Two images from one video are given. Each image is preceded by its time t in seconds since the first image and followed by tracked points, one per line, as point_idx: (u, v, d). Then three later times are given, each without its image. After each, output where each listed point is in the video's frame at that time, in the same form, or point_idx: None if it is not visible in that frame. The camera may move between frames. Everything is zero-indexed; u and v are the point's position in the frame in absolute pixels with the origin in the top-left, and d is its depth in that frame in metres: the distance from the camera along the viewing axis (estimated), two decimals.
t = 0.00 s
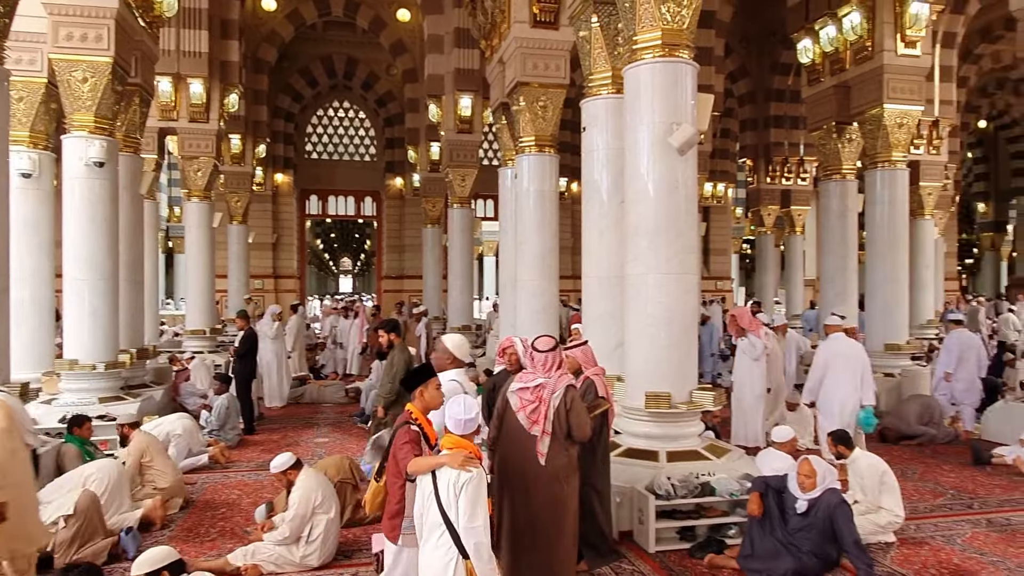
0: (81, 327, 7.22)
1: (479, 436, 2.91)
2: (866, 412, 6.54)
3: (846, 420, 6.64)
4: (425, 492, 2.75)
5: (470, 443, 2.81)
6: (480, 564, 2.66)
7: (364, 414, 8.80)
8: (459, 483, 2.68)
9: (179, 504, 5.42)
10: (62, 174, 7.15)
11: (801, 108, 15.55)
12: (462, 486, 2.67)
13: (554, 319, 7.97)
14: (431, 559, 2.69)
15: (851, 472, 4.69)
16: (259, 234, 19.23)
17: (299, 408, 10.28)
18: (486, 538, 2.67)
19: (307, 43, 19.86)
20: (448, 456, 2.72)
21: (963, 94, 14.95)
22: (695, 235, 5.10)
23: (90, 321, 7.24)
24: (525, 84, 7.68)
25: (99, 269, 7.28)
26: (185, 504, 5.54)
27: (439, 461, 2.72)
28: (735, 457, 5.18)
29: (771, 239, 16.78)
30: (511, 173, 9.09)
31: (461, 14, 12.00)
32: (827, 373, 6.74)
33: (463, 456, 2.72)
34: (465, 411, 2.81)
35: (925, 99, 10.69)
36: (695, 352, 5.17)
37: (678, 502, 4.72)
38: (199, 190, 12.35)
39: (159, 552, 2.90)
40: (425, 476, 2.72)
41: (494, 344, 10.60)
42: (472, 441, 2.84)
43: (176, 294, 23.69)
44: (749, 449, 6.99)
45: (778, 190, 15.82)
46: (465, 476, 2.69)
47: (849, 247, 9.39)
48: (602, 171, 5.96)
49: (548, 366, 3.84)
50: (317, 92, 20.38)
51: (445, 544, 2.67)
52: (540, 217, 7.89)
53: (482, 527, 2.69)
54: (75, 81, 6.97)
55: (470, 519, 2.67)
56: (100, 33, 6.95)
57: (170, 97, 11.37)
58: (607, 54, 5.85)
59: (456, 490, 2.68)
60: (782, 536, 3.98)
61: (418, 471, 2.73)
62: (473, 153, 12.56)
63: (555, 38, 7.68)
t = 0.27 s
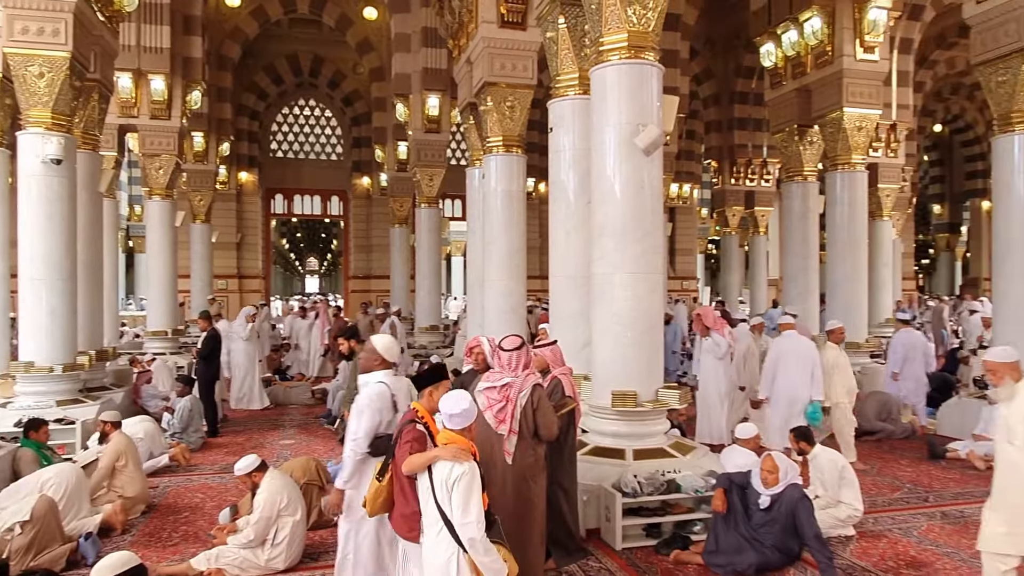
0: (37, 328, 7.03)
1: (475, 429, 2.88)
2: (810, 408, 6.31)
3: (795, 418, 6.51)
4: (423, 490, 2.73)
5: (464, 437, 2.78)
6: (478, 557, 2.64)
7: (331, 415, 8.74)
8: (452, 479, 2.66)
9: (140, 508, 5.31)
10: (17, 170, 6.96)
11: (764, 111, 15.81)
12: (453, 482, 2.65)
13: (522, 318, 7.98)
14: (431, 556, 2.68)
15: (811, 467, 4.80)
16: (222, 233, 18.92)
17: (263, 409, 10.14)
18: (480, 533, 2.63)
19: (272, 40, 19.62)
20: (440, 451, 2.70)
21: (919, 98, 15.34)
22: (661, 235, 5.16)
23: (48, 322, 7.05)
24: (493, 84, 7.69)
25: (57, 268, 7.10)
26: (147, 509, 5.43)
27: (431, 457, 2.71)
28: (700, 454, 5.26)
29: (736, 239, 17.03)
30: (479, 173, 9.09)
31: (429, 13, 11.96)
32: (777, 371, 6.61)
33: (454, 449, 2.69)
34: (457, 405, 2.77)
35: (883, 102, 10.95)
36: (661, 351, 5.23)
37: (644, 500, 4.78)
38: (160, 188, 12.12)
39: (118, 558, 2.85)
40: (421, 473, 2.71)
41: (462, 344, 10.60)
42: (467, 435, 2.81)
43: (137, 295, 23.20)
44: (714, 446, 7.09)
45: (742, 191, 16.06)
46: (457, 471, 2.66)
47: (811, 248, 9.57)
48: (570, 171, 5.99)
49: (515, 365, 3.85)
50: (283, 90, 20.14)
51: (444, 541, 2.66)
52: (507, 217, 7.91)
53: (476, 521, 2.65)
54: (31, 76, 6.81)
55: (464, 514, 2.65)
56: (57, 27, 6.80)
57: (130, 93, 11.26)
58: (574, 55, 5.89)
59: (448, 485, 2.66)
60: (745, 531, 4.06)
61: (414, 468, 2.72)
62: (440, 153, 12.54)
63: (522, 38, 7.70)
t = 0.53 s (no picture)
0: None
1: (485, 436, 2.83)
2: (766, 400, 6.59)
3: (749, 414, 6.78)
4: (434, 498, 2.70)
5: (473, 443, 2.73)
6: (484, 564, 2.57)
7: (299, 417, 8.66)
8: (458, 485, 2.60)
9: (103, 514, 5.20)
10: None
11: (730, 113, 16.04)
12: (459, 488, 2.59)
13: (491, 318, 8.00)
14: (441, 563, 2.65)
15: (776, 463, 4.89)
16: (187, 233, 18.60)
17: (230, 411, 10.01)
18: (486, 540, 2.56)
19: (238, 37, 19.34)
20: (449, 457, 2.65)
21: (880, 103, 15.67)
22: (629, 235, 5.21)
23: (5, 323, 6.88)
24: (462, 83, 7.68)
25: (15, 269, 6.93)
26: (110, 514, 5.32)
27: (440, 463, 2.66)
28: (668, 452, 5.32)
29: (703, 239, 17.24)
30: (448, 172, 9.08)
31: (398, 12, 11.90)
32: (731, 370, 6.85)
33: (463, 455, 2.64)
34: (465, 409, 2.73)
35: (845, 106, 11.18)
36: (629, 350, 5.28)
37: (612, 498, 4.83)
38: (122, 187, 11.88)
39: (80, 563, 2.83)
40: (430, 480, 2.67)
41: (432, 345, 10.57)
42: (475, 440, 2.77)
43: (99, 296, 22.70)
44: (682, 444, 7.18)
45: (709, 192, 16.27)
46: (463, 476, 2.61)
47: (775, 248, 9.73)
48: (539, 172, 6.01)
49: (483, 364, 3.86)
50: (249, 88, 19.86)
51: (452, 547, 2.61)
52: (477, 217, 7.91)
53: (483, 527, 2.58)
54: None
55: (470, 520, 2.59)
56: (14, 21, 6.64)
57: (92, 90, 11.01)
58: (543, 56, 5.91)
59: (454, 492, 2.61)
60: (712, 527, 4.11)
61: (424, 474, 2.68)
62: (409, 152, 12.50)
63: (492, 38, 7.71)
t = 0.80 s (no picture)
0: None
1: (505, 435, 2.78)
2: (728, 398, 7.10)
3: (713, 413, 7.22)
4: (454, 499, 2.68)
5: (492, 442, 2.67)
6: (500, 567, 2.53)
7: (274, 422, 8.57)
8: (477, 484, 2.55)
9: (72, 522, 5.10)
10: None
11: (704, 117, 16.20)
12: (478, 489, 2.54)
13: (468, 321, 7.99)
14: (459, 561, 2.66)
15: (751, 463, 4.95)
16: (159, 235, 18.33)
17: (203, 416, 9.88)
18: (504, 541, 2.52)
19: (211, 38, 19.12)
20: (468, 457, 2.61)
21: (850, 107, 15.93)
22: (604, 238, 5.25)
23: None
24: (438, 86, 7.69)
25: None
26: (79, 522, 5.22)
27: (458, 463, 2.63)
28: (643, 453, 5.35)
29: (678, 242, 17.39)
30: (425, 175, 9.08)
31: (373, 14, 11.86)
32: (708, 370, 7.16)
33: (482, 455, 2.59)
34: (484, 407, 2.65)
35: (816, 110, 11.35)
36: (604, 353, 5.32)
37: (588, 499, 4.84)
38: (92, 189, 11.68)
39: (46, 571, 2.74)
40: (449, 481, 2.65)
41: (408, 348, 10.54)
42: (494, 437, 2.71)
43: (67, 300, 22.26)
44: (657, 445, 7.22)
45: (684, 195, 16.41)
46: (482, 476, 2.55)
47: (749, 251, 9.85)
48: (514, 175, 6.03)
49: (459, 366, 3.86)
50: (222, 89, 19.65)
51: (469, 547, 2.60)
52: (453, 219, 7.90)
53: (500, 529, 2.55)
54: None
55: (488, 521, 2.55)
56: None
57: (61, 90, 10.79)
58: (518, 59, 5.94)
59: (472, 492, 2.56)
60: (687, 527, 4.14)
61: (442, 475, 2.65)
62: (386, 155, 12.47)
63: (468, 41, 7.73)
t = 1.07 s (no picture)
0: None
1: (506, 438, 2.87)
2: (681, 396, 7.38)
3: (666, 409, 7.48)
4: (457, 500, 2.74)
5: (496, 444, 2.77)
6: (504, 567, 2.57)
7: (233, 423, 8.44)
8: (481, 484, 2.62)
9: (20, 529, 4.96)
10: None
11: (665, 118, 16.40)
12: (482, 488, 2.60)
13: (431, 320, 7.96)
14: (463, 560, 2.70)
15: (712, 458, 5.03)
16: (113, 235, 17.89)
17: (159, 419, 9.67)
18: (509, 540, 2.58)
19: (166, 33, 18.69)
20: (473, 457, 2.68)
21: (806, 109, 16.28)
22: (566, 238, 5.28)
23: None
24: (400, 85, 7.66)
25: None
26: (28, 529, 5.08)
27: (463, 463, 2.69)
28: (606, 450, 5.41)
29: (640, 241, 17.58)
30: (387, 174, 9.02)
31: (334, 11, 11.74)
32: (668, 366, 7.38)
33: (487, 455, 2.67)
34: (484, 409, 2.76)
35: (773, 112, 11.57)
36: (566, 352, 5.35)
37: (551, 497, 4.90)
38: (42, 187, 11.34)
39: None
40: (453, 482, 2.71)
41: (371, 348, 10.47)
42: (497, 439, 2.80)
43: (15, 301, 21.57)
44: (619, 442, 7.29)
45: (645, 195, 16.59)
46: (486, 476, 2.62)
47: (709, 251, 9.99)
48: (476, 174, 6.04)
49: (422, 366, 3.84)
50: (179, 85, 19.25)
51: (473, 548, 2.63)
52: (415, 218, 7.87)
53: (504, 528, 2.60)
54: None
55: (493, 520, 2.60)
56: None
57: (8, 85, 10.44)
58: (480, 59, 5.95)
59: (477, 492, 2.62)
60: (648, 523, 4.21)
61: (448, 475, 2.71)
62: (348, 154, 12.35)
63: (429, 40, 7.71)
